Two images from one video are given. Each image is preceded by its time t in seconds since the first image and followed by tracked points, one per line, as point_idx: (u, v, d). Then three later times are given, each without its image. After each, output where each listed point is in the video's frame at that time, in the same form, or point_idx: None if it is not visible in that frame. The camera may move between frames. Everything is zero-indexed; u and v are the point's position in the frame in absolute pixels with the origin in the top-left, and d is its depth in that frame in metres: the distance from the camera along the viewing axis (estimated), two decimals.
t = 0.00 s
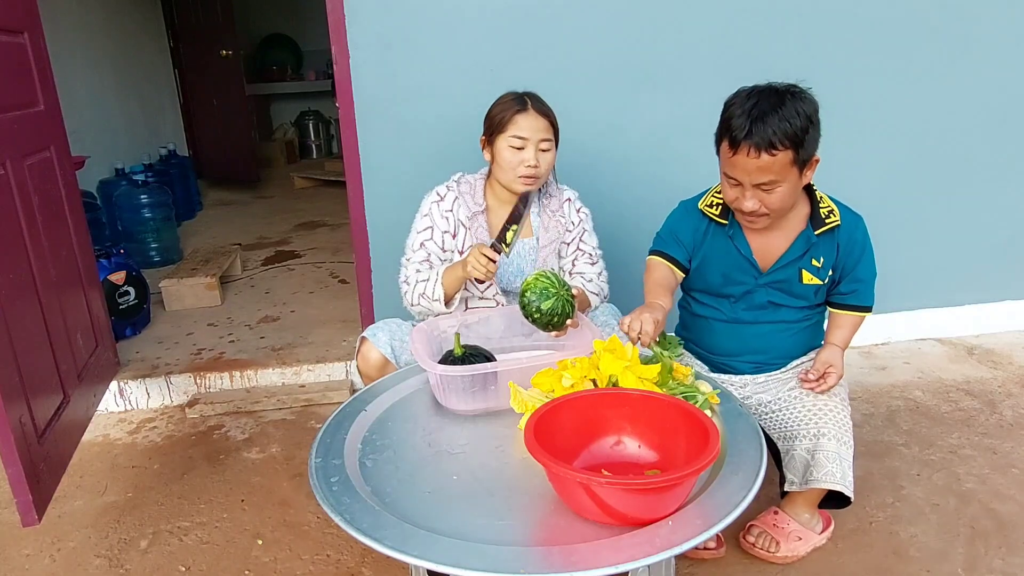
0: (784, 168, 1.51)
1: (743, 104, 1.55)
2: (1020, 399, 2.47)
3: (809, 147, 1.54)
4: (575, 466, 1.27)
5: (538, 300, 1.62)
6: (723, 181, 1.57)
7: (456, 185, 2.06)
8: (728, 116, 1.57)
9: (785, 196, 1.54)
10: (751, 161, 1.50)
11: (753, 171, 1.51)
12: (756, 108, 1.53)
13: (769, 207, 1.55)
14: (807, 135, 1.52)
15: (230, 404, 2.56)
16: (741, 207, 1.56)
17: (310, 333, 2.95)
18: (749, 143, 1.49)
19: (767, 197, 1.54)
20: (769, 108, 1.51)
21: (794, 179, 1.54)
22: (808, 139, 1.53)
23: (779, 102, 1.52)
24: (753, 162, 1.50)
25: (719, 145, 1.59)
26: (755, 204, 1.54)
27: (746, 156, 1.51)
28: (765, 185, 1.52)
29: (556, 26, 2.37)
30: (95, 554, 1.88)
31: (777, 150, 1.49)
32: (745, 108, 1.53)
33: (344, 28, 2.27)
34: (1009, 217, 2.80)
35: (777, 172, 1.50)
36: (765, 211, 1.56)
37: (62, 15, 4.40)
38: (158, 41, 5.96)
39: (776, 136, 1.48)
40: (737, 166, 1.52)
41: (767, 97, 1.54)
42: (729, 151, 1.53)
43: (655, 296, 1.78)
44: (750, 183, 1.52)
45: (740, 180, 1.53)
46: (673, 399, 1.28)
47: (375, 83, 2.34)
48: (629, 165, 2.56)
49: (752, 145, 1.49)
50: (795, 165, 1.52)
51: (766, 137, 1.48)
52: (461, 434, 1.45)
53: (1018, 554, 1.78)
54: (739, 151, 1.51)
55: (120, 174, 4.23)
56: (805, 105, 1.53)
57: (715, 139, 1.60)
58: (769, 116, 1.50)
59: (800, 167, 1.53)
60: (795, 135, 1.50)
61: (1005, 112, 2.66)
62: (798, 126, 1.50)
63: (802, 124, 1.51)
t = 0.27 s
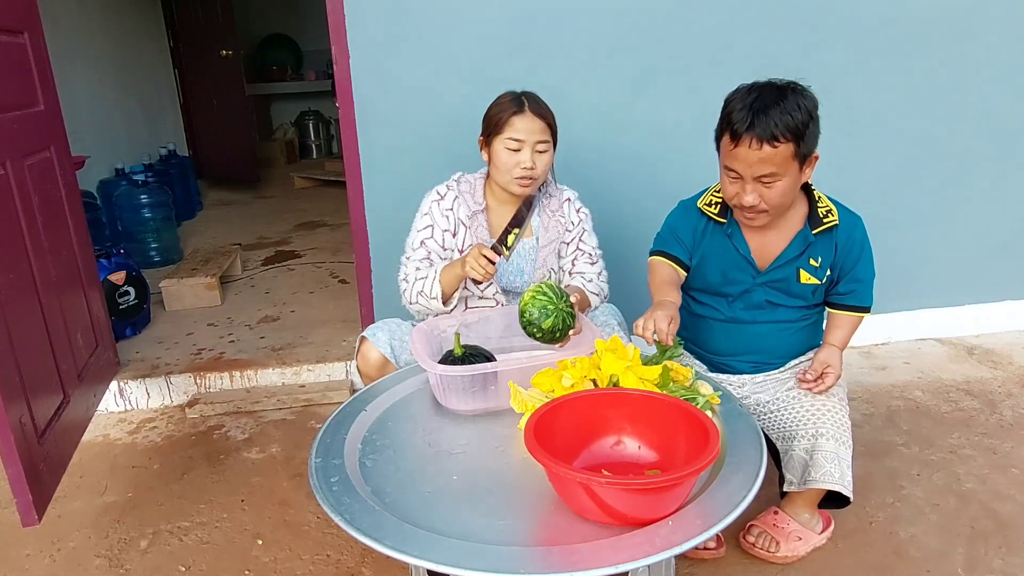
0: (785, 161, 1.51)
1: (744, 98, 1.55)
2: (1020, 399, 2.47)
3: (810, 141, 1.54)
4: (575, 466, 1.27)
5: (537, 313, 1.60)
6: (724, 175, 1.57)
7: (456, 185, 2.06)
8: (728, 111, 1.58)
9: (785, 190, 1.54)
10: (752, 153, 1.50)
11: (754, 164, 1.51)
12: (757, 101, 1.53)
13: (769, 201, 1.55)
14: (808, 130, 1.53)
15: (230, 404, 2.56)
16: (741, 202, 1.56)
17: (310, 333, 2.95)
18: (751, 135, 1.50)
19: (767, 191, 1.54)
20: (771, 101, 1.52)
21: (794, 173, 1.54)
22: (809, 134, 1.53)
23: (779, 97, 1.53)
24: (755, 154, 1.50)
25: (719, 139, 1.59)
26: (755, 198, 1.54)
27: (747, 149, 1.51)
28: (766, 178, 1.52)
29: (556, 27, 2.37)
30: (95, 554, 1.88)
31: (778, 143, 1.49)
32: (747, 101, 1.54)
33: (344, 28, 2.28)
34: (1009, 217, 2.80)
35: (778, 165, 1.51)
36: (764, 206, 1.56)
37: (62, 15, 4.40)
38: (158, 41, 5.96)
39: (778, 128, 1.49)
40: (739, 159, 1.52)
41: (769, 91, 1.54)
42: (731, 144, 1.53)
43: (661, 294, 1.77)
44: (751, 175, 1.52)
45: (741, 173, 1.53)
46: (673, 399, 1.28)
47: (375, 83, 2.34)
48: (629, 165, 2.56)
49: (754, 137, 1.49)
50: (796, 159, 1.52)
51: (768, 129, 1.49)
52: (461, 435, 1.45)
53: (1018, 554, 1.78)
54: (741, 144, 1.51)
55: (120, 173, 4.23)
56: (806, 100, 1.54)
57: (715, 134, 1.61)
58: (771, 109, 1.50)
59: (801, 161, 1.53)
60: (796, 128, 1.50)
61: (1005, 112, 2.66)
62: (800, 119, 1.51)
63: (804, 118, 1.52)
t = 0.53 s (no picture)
0: (788, 157, 1.51)
1: (748, 94, 1.56)
2: (1021, 399, 2.47)
3: (814, 140, 1.54)
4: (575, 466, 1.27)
5: (523, 332, 1.61)
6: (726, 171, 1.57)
7: (451, 187, 2.06)
8: (732, 107, 1.59)
9: (787, 188, 1.54)
10: (756, 148, 1.50)
11: (757, 158, 1.51)
12: (762, 97, 1.54)
13: (770, 198, 1.54)
14: (812, 128, 1.53)
15: (230, 404, 2.56)
16: (742, 198, 1.55)
17: (310, 333, 2.95)
18: (755, 130, 1.50)
19: (769, 188, 1.53)
20: (776, 98, 1.53)
21: (797, 171, 1.54)
22: (812, 132, 1.54)
23: (784, 94, 1.54)
24: (758, 149, 1.50)
25: (723, 136, 1.60)
26: (756, 195, 1.53)
27: (751, 144, 1.51)
28: (768, 174, 1.52)
29: (556, 27, 2.37)
30: (95, 555, 1.88)
31: (782, 138, 1.49)
32: (751, 97, 1.55)
33: (344, 28, 2.28)
34: (1009, 217, 2.80)
35: (781, 161, 1.51)
36: (766, 204, 1.55)
37: (62, 15, 4.40)
38: (158, 41, 5.96)
39: (782, 124, 1.49)
40: (742, 153, 1.52)
41: (774, 88, 1.55)
42: (734, 139, 1.53)
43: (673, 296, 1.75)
44: (754, 171, 1.52)
45: (743, 168, 1.53)
46: (673, 399, 1.28)
47: (375, 83, 2.34)
48: (630, 165, 2.56)
49: (757, 131, 1.50)
50: (799, 157, 1.52)
51: (772, 124, 1.49)
52: (461, 434, 1.45)
53: (1018, 554, 1.78)
54: (745, 138, 1.51)
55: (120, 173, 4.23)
56: (811, 99, 1.54)
57: (719, 131, 1.61)
58: (776, 104, 1.51)
59: (804, 159, 1.53)
60: (800, 125, 1.51)
61: (1005, 112, 2.66)
62: (804, 116, 1.51)
63: (808, 116, 1.52)
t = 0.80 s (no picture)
0: (796, 162, 1.50)
1: (759, 96, 1.56)
2: (1020, 399, 2.47)
3: (823, 146, 1.54)
4: (575, 465, 1.26)
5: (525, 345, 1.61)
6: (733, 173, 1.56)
7: (436, 194, 2.06)
8: (741, 109, 1.58)
9: (792, 194, 1.53)
10: (765, 150, 1.49)
11: (765, 160, 1.50)
12: (773, 99, 1.54)
13: (775, 204, 1.53)
14: (822, 133, 1.53)
15: (230, 404, 2.56)
16: (748, 201, 1.54)
17: (310, 333, 2.95)
18: (765, 132, 1.50)
19: (774, 193, 1.53)
20: (787, 101, 1.52)
21: (804, 178, 1.53)
22: (823, 137, 1.53)
23: (796, 97, 1.53)
24: (767, 151, 1.50)
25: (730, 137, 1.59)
26: (761, 199, 1.52)
27: (760, 146, 1.50)
28: (775, 178, 1.51)
29: (556, 27, 2.37)
30: (95, 555, 1.88)
31: (792, 141, 1.49)
32: (763, 98, 1.54)
33: (344, 28, 2.28)
34: (1009, 217, 2.80)
35: (789, 164, 1.50)
36: (771, 209, 1.54)
37: (62, 15, 4.40)
38: (157, 41, 5.96)
39: (793, 127, 1.49)
40: (750, 155, 1.52)
41: (786, 90, 1.55)
42: (743, 140, 1.53)
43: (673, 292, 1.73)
44: (761, 173, 1.51)
45: (750, 171, 1.52)
46: (673, 399, 1.28)
47: (375, 83, 2.34)
48: (630, 165, 2.56)
49: (767, 133, 1.49)
50: (807, 162, 1.52)
51: (782, 126, 1.49)
52: (461, 434, 1.45)
53: (1018, 554, 1.78)
54: (754, 140, 1.51)
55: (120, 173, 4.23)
56: (823, 104, 1.54)
57: (727, 132, 1.60)
58: (788, 107, 1.51)
59: (812, 165, 1.53)
60: (810, 129, 1.51)
61: (1005, 112, 2.66)
62: (816, 121, 1.51)
63: (819, 121, 1.52)
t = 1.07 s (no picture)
0: (817, 203, 1.40)
1: (781, 128, 1.45)
2: (1021, 399, 2.47)
3: (847, 186, 1.44)
4: (575, 465, 1.26)
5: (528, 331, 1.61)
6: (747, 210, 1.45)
7: (429, 200, 2.05)
8: (760, 139, 1.47)
9: (810, 237, 1.43)
10: (785, 189, 1.39)
11: (785, 201, 1.39)
12: (796, 133, 1.43)
13: (792, 246, 1.43)
14: (847, 173, 1.42)
15: (230, 404, 2.56)
16: (761, 242, 1.44)
17: (310, 333, 2.95)
18: (786, 168, 1.39)
19: (791, 235, 1.43)
20: (811, 135, 1.42)
21: (825, 220, 1.43)
22: (847, 177, 1.43)
23: (822, 132, 1.43)
24: (787, 191, 1.39)
25: (747, 168, 1.48)
26: (776, 241, 1.42)
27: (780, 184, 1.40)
28: (793, 219, 1.41)
29: (556, 27, 2.37)
30: (95, 555, 1.88)
31: (815, 182, 1.38)
32: (785, 131, 1.43)
33: (344, 28, 2.28)
34: (1009, 217, 2.80)
35: (809, 206, 1.40)
36: (787, 252, 1.43)
37: (62, 14, 4.40)
38: (157, 41, 5.96)
39: (817, 166, 1.38)
40: (768, 194, 1.41)
41: (811, 123, 1.44)
42: (761, 176, 1.42)
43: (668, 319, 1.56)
44: (778, 214, 1.41)
45: (767, 210, 1.42)
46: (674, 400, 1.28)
47: (375, 83, 2.35)
48: (629, 165, 2.56)
49: (789, 170, 1.38)
50: (828, 204, 1.42)
51: (805, 165, 1.38)
52: (461, 434, 1.45)
53: (1017, 554, 1.78)
54: (774, 177, 1.40)
55: (120, 173, 4.23)
56: (849, 141, 1.44)
57: (743, 163, 1.49)
58: (811, 143, 1.40)
59: (834, 207, 1.43)
60: (835, 168, 1.40)
61: (1005, 112, 2.66)
62: (842, 159, 1.41)
63: (844, 158, 1.42)
